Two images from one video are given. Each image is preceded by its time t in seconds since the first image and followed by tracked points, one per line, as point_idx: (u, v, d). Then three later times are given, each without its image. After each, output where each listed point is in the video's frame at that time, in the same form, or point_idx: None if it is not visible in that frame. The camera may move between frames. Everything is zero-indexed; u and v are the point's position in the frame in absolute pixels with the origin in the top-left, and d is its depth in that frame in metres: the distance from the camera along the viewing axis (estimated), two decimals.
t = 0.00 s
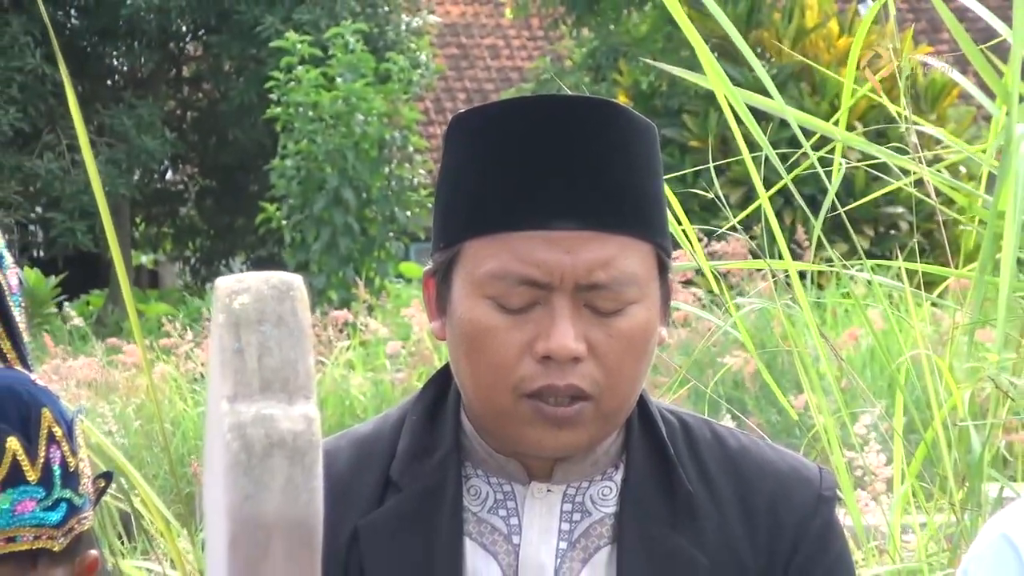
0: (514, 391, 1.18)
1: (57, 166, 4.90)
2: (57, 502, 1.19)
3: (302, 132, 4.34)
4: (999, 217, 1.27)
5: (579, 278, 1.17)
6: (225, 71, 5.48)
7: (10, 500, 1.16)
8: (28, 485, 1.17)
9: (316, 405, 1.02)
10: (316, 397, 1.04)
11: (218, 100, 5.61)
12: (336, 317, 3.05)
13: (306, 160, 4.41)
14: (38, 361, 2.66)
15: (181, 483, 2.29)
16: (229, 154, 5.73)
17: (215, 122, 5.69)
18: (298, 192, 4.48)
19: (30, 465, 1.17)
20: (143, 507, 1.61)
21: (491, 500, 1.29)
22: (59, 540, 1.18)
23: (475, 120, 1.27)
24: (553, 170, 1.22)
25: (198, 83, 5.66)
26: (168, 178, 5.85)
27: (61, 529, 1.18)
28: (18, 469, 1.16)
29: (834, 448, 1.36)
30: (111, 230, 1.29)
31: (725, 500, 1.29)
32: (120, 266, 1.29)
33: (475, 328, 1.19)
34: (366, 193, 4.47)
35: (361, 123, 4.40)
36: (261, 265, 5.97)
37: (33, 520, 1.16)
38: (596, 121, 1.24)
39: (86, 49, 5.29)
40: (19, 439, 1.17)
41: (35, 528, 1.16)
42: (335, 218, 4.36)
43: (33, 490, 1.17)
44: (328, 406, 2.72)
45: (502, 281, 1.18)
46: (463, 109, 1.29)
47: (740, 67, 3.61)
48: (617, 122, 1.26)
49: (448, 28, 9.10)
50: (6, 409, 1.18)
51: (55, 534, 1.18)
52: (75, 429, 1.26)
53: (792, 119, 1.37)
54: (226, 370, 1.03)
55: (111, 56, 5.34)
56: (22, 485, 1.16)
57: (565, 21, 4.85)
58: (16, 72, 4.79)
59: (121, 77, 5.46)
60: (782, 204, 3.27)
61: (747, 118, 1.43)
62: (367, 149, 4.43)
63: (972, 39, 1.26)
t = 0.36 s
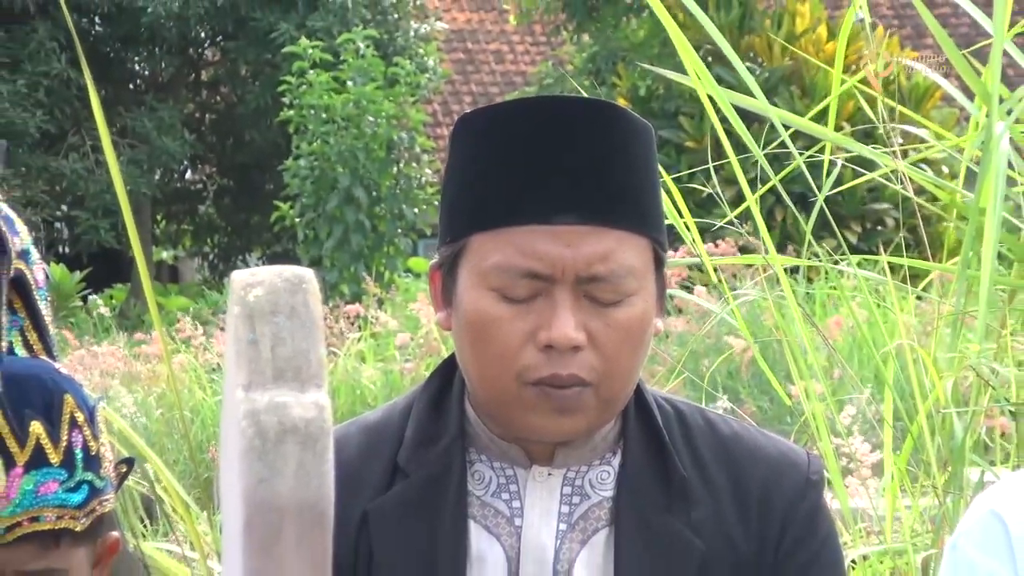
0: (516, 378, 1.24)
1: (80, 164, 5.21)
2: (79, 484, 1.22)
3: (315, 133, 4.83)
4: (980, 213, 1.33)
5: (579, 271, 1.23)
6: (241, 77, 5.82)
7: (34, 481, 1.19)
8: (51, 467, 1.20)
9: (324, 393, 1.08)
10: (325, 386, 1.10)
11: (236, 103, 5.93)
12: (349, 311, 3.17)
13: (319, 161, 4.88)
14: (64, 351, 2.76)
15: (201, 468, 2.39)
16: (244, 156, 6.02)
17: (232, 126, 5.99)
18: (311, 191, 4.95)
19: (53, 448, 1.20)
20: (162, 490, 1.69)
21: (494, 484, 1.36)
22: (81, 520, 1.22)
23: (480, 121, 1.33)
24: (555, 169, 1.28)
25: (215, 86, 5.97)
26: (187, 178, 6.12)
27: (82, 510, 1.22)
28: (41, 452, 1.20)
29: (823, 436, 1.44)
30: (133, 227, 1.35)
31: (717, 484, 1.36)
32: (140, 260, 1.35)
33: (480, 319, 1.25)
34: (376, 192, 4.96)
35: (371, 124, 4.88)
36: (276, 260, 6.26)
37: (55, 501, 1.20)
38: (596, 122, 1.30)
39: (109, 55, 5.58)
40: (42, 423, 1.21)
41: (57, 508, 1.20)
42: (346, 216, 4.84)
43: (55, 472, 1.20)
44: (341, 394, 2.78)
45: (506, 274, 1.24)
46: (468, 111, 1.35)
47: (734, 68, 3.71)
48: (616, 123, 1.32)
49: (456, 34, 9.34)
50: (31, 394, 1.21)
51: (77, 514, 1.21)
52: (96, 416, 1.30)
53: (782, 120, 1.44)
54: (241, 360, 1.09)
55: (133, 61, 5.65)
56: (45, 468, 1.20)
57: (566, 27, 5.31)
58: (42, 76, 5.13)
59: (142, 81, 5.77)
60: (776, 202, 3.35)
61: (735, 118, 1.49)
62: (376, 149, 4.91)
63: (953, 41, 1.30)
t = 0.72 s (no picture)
0: (518, 372, 1.30)
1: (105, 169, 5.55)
2: (93, 474, 1.29)
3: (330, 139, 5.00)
4: (960, 215, 1.40)
5: (579, 271, 1.29)
6: (254, 85, 6.20)
7: (49, 471, 1.25)
8: (65, 457, 1.26)
9: (334, 387, 1.13)
10: (335, 380, 1.15)
11: (249, 110, 6.31)
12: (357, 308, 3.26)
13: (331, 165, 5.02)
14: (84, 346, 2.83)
15: (217, 458, 2.47)
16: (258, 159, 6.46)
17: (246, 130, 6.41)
18: (323, 193, 5.13)
19: (68, 439, 1.27)
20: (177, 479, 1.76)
21: (496, 474, 1.42)
22: (94, 509, 1.28)
23: (484, 128, 1.40)
24: (555, 174, 1.35)
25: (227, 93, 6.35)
26: (203, 180, 6.52)
27: (96, 499, 1.28)
28: (56, 443, 1.26)
29: (810, 427, 1.50)
30: (153, 227, 1.44)
31: (710, 474, 1.42)
32: (162, 262, 1.45)
33: (484, 316, 1.31)
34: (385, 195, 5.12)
35: (381, 130, 4.99)
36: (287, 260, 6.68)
37: (70, 490, 1.26)
38: (595, 130, 1.37)
39: (129, 64, 5.94)
40: (57, 415, 1.27)
41: (71, 497, 1.26)
42: (357, 217, 4.98)
43: (70, 462, 1.26)
44: (350, 388, 2.86)
45: (509, 273, 1.30)
46: (473, 118, 1.42)
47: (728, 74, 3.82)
48: (614, 130, 1.38)
49: (458, 44, 9.61)
50: (48, 388, 1.27)
51: (91, 503, 1.28)
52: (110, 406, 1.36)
53: (773, 124, 1.51)
54: (254, 356, 1.14)
55: (154, 70, 6.02)
56: (60, 458, 1.26)
57: (565, 38, 5.54)
58: (66, 84, 5.46)
59: (160, 89, 6.14)
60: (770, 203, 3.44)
61: (730, 122, 1.55)
62: (384, 154, 5.02)
63: (934, 50, 1.37)
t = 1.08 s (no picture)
0: (519, 363, 1.37)
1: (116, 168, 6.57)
2: (112, 465, 1.36)
3: (339, 141, 5.61)
4: (943, 214, 1.46)
5: (576, 267, 1.35)
6: (265, 89, 7.24)
7: (71, 462, 1.32)
8: (87, 449, 1.33)
9: (341, 377, 1.18)
10: (344, 371, 1.20)
11: (261, 112, 7.40)
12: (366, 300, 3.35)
13: (341, 166, 5.65)
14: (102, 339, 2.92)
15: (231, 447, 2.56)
16: (269, 158, 7.54)
17: (259, 132, 7.51)
18: (333, 193, 5.74)
19: (90, 432, 1.33)
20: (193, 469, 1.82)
21: (497, 461, 1.49)
22: (113, 499, 1.36)
23: (486, 130, 1.46)
24: (553, 174, 1.41)
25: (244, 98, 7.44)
26: (218, 182, 7.61)
27: (115, 489, 1.36)
28: (80, 436, 1.32)
29: (797, 417, 1.56)
30: (169, 225, 1.51)
31: (702, 461, 1.49)
32: (175, 255, 1.51)
33: (486, 309, 1.37)
34: (391, 194, 5.73)
35: (388, 133, 5.60)
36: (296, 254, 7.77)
37: (91, 481, 1.33)
38: (591, 133, 1.44)
39: (146, 69, 6.95)
40: (81, 409, 1.33)
41: (93, 488, 1.33)
42: (365, 216, 5.60)
43: (91, 454, 1.33)
44: (357, 378, 2.95)
45: (509, 269, 1.36)
46: (475, 120, 1.48)
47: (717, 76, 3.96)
48: (609, 132, 1.45)
49: (461, 52, 10.53)
50: (72, 382, 1.33)
51: (110, 493, 1.35)
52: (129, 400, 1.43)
53: (765, 125, 1.56)
54: (267, 349, 1.19)
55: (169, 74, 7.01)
56: (82, 450, 1.33)
57: (563, 44, 6.12)
58: (85, 88, 6.49)
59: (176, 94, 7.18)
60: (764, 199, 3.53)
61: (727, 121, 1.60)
62: (391, 155, 5.64)
63: (917, 55, 1.42)
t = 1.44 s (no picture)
0: (520, 357, 1.43)
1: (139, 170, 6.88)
2: (133, 455, 1.43)
3: (352, 145, 6.07)
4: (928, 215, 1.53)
5: (575, 265, 1.42)
6: (282, 95, 7.61)
7: (94, 452, 1.39)
8: (109, 440, 1.40)
9: (353, 372, 1.23)
10: (355, 366, 1.25)
11: (276, 117, 7.81)
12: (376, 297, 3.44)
13: (353, 169, 6.09)
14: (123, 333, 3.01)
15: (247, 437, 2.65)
16: (286, 162, 8.04)
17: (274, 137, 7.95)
18: (345, 194, 6.25)
19: (112, 424, 1.40)
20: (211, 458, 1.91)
21: (501, 452, 1.56)
22: (134, 487, 1.43)
23: (490, 136, 1.54)
24: (554, 177, 1.48)
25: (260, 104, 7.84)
26: (235, 184, 8.06)
27: (135, 478, 1.43)
28: (102, 427, 1.39)
29: (787, 410, 1.63)
30: (190, 226, 1.60)
31: (696, 452, 1.56)
32: (197, 254, 1.60)
33: (489, 306, 1.44)
34: (401, 196, 6.22)
35: (399, 138, 6.06)
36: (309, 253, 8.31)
37: (112, 470, 1.40)
38: (590, 138, 1.51)
39: (167, 76, 7.29)
40: (103, 401, 1.40)
41: (114, 476, 1.40)
42: (376, 217, 6.07)
43: (113, 445, 1.40)
44: (367, 372, 3.04)
45: (512, 268, 1.43)
46: (479, 127, 1.56)
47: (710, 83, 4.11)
48: (606, 137, 1.52)
49: (467, 60, 11.25)
50: (97, 375, 1.40)
51: (131, 481, 1.42)
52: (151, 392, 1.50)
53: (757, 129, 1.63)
54: (281, 344, 1.23)
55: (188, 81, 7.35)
56: (104, 440, 1.40)
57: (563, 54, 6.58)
58: (109, 94, 6.81)
59: (194, 99, 7.47)
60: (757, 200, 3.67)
61: (721, 125, 1.68)
62: (402, 159, 6.13)
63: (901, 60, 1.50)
